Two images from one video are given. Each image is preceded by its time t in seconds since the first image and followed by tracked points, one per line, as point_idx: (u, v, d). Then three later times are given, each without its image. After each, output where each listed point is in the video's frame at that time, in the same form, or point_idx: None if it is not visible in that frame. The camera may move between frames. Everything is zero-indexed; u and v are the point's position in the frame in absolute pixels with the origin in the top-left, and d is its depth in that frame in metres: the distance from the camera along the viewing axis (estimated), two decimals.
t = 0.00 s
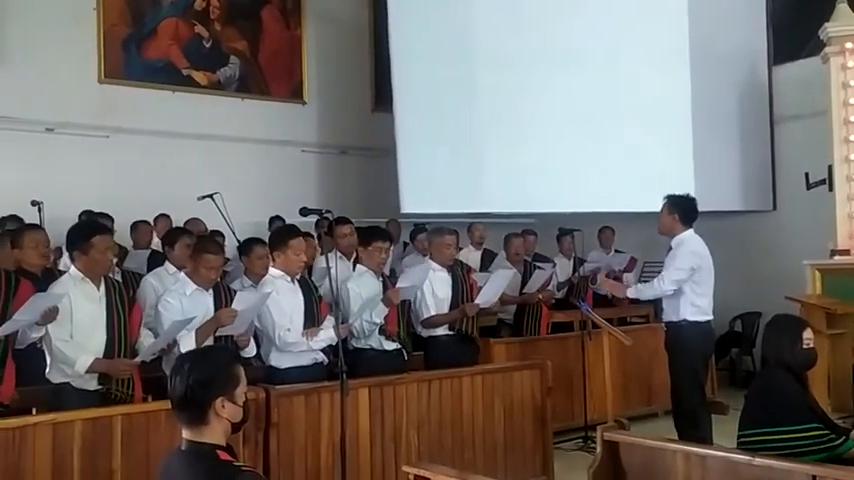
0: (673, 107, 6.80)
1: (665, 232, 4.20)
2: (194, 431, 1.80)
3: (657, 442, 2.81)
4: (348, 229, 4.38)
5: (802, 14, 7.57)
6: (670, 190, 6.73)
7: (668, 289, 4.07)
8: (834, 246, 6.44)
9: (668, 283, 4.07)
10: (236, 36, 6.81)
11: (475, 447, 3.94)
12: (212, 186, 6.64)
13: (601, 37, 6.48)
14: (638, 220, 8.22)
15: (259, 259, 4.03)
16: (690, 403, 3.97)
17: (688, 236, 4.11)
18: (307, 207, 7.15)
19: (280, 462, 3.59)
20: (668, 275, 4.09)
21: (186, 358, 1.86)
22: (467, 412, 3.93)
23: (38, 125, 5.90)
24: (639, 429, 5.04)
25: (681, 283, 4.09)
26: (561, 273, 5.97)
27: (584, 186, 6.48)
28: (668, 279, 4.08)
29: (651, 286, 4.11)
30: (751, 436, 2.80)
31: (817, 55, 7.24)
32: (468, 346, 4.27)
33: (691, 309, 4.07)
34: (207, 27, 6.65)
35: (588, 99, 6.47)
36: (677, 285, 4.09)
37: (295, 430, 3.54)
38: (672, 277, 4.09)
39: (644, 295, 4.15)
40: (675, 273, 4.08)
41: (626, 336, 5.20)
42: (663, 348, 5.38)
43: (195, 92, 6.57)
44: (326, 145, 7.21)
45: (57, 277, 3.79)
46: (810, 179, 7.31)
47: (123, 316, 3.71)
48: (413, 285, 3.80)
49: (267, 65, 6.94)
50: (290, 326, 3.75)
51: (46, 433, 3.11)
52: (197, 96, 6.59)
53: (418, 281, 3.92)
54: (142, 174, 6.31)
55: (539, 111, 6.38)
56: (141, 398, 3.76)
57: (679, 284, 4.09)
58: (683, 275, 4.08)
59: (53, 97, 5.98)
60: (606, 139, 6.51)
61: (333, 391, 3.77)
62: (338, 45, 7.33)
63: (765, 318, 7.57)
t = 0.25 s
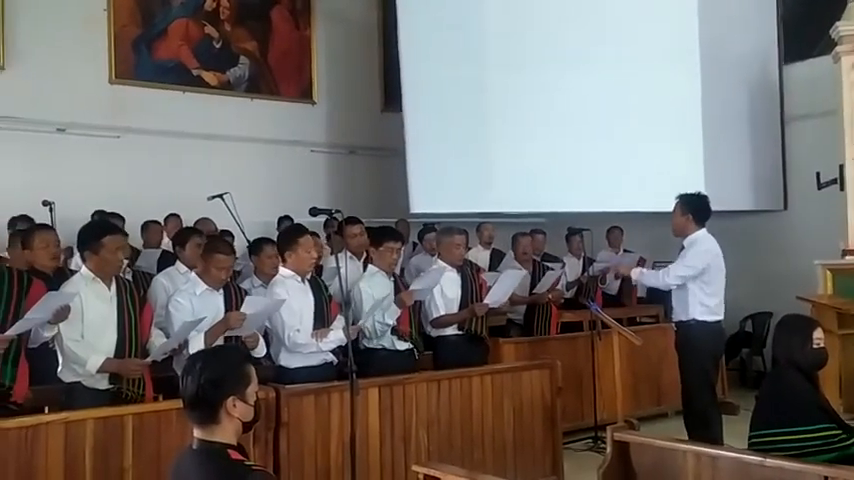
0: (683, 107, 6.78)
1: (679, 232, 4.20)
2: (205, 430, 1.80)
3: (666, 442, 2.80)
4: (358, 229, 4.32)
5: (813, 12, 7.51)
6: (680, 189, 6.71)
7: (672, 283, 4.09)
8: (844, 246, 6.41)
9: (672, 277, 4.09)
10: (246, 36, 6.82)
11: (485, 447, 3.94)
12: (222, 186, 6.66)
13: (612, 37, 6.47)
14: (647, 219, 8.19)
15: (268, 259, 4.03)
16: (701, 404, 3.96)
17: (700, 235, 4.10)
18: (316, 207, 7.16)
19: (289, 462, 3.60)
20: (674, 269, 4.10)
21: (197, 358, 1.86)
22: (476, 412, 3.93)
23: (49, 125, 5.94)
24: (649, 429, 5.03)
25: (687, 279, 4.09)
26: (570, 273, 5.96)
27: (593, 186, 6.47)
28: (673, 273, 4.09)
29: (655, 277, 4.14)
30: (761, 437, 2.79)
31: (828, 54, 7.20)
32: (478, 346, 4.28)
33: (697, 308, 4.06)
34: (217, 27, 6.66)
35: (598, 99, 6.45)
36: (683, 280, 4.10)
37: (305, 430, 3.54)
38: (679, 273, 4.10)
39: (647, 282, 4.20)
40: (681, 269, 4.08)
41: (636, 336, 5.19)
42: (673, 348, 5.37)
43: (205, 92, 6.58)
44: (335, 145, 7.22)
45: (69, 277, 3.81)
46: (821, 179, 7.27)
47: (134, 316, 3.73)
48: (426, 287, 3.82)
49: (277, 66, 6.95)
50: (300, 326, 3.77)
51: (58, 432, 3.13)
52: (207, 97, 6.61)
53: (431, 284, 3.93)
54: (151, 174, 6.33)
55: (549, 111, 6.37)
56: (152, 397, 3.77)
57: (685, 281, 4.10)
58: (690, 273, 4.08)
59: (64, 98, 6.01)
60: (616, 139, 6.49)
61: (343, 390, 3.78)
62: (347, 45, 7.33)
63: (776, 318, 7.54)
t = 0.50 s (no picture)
0: (694, 106, 6.75)
1: (691, 233, 4.19)
2: (218, 429, 1.80)
3: (678, 443, 2.79)
4: (370, 228, 4.29)
5: (826, 11, 7.46)
6: (691, 190, 6.69)
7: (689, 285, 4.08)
8: None
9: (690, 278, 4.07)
10: (257, 36, 6.83)
11: (497, 447, 3.93)
12: (233, 186, 6.68)
13: (624, 37, 6.45)
14: (657, 219, 8.17)
15: (280, 259, 4.04)
16: (714, 405, 3.94)
17: (714, 235, 4.08)
18: (328, 207, 7.17)
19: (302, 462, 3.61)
20: (691, 270, 4.09)
21: (210, 357, 1.86)
22: (488, 412, 3.93)
23: (62, 126, 5.97)
24: (660, 429, 5.02)
25: (704, 281, 4.07)
26: (581, 273, 5.95)
27: (605, 186, 6.46)
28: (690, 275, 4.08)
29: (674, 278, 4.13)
30: (774, 439, 2.77)
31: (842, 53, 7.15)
32: (489, 346, 4.29)
33: (713, 310, 4.05)
34: (228, 28, 6.67)
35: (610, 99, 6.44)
36: (700, 282, 4.08)
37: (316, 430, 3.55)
38: (696, 274, 4.08)
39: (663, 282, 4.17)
40: (698, 271, 4.07)
41: (648, 336, 5.18)
42: (686, 349, 5.35)
43: (217, 93, 6.60)
44: (346, 146, 7.23)
45: (82, 277, 3.82)
46: (835, 178, 7.23)
47: (147, 315, 3.74)
48: (439, 284, 3.81)
49: (288, 66, 6.96)
50: (313, 327, 3.78)
51: (71, 431, 3.15)
52: (219, 97, 6.62)
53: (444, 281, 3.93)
54: (162, 174, 6.36)
55: (559, 111, 6.35)
56: (165, 396, 3.80)
57: (701, 283, 4.08)
58: (706, 275, 4.06)
59: (76, 99, 6.04)
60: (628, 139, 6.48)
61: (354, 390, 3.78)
62: (358, 45, 7.34)
63: (790, 319, 7.53)
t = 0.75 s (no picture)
0: (706, 106, 6.72)
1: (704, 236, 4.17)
2: (231, 428, 1.79)
3: (691, 444, 2.78)
4: (382, 229, 4.30)
5: (838, 9, 7.42)
6: (702, 190, 6.67)
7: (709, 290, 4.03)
8: None
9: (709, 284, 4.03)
10: (268, 37, 6.85)
11: (508, 446, 3.92)
12: (245, 186, 6.70)
13: (636, 36, 6.41)
14: (668, 219, 8.15)
15: (292, 259, 4.03)
16: (728, 406, 3.92)
17: (728, 236, 4.06)
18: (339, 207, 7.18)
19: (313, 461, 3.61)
20: (710, 275, 4.04)
21: (224, 357, 1.85)
22: (499, 411, 3.92)
23: (75, 127, 5.99)
24: (672, 431, 4.99)
25: (722, 285, 4.04)
26: (592, 273, 5.95)
27: (616, 185, 6.45)
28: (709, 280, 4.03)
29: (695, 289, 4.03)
30: (788, 440, 2.75)
31: None
32: (501, 346, 4.29)
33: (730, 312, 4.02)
34: (239, 28, 6.69)
35: (622, 99, 6.41)
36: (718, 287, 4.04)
37: (328, 429, 3.55)
38: (714, 279, 4.04)
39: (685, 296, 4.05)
40: (716, 275, 4.03)
41: (659, 336, 5.16)
42: (699, 349, 5.32)
43: (228, 94, 6.63)
44: (356, 146, 7.23)
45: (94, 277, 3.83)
46: (848, 178, 7.21)
47: (159, 315, 3.76)
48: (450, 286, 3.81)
49: (299, 66, 6.98)
50: (324, 327, 3.80)
51: (85, 430, 3.16)
52: (231, 98, 6.65)
53: (456, 284, 3.91)
54: (174, 175, 6.38)
55: (570, 110, 6.34)
56: (178, 396, 3.82)
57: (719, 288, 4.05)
58: (724, 278, 4.03)
59: (89, 99, 6.06)
60: (640, 138, 6.44)
61: (366, 390, 3.78)
62: (369, 46, 7.36)
63: (803, 320, 7.51)
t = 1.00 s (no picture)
0: (711, 107, 6.79)
1: (705, 233, 4.27)
2: (244, 424, 1.83)
3: (694, 439, 2.83)
4: (391, 228, 4.39)
5: (838, 12, 7.50)
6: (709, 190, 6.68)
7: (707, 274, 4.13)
8: None
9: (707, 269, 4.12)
10: (280, 41, 6.96)
11: (514, 441, 4.01)
12: (256, 187, 6.82)
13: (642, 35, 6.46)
14: (671, 219, 8.25)
15: (302, 258, 4.14)
16: (729, 403, 4.00)
17: (728, 234, 4.14)
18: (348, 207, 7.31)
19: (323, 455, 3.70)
20: (710, 261, 4.13)
21: (236, 354, 1.88)
22: (505, 407, 4.01)
23: (91, 129, 6.10)
24: (675, 426, 5.08)
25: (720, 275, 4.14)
26: (595, 272, 6.05)
27: (621, 186, 6.49)
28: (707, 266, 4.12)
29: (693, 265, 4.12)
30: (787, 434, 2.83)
31: None
32: (507, 343, 4.39)
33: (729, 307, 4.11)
34: (252, 33, 6.80)
35: (630, 101, 6.45)
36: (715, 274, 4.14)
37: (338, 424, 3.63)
38: (714, 266, 4.13)
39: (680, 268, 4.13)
40: (716, 263, 4.12)
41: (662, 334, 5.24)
42: (700, 347, 5.42)
43: (241, 98, 6.74)
44: (364, 147, 7.36)
45: (111, 276, 3.92)
46: (847, 179, 7.29)
47: (174, 312, 3.86)
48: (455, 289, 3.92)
49: (309, 70, 7.10)
50: (334, 324, 3.90)
51: (102, 424, 3.26)
52: (243, 102, 6.76)
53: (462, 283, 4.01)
54: (184, 176, 6.48)
55: (575, 111, 6.43)
56: (193, 391, 3.92)
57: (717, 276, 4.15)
58: (723, 268, 4.12)
59: (104, 102, 6.16)
60: (646, 137, 6.50)
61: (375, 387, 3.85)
62: (378, 49, 7.48)
63: (802, 317, 7.57)
